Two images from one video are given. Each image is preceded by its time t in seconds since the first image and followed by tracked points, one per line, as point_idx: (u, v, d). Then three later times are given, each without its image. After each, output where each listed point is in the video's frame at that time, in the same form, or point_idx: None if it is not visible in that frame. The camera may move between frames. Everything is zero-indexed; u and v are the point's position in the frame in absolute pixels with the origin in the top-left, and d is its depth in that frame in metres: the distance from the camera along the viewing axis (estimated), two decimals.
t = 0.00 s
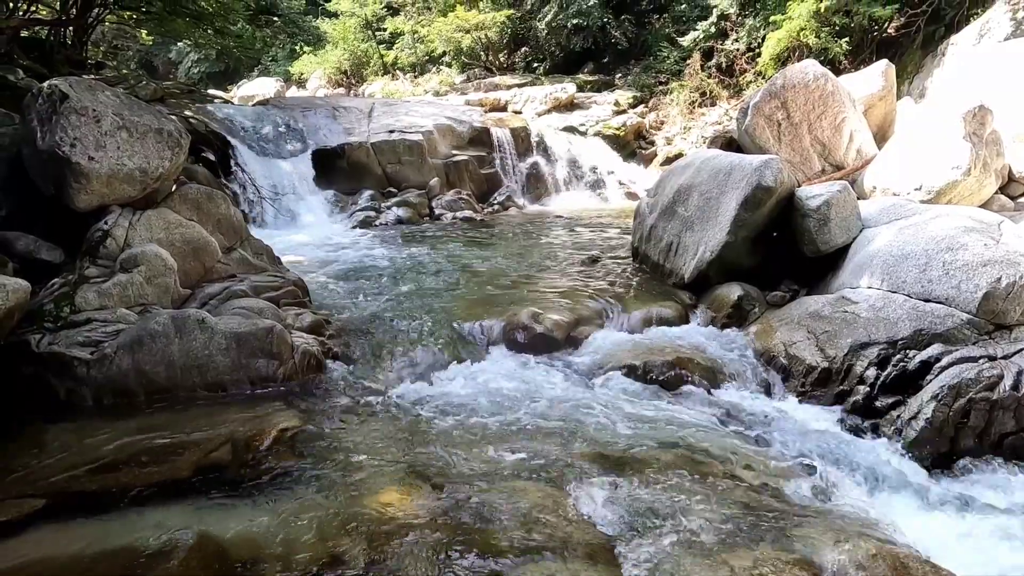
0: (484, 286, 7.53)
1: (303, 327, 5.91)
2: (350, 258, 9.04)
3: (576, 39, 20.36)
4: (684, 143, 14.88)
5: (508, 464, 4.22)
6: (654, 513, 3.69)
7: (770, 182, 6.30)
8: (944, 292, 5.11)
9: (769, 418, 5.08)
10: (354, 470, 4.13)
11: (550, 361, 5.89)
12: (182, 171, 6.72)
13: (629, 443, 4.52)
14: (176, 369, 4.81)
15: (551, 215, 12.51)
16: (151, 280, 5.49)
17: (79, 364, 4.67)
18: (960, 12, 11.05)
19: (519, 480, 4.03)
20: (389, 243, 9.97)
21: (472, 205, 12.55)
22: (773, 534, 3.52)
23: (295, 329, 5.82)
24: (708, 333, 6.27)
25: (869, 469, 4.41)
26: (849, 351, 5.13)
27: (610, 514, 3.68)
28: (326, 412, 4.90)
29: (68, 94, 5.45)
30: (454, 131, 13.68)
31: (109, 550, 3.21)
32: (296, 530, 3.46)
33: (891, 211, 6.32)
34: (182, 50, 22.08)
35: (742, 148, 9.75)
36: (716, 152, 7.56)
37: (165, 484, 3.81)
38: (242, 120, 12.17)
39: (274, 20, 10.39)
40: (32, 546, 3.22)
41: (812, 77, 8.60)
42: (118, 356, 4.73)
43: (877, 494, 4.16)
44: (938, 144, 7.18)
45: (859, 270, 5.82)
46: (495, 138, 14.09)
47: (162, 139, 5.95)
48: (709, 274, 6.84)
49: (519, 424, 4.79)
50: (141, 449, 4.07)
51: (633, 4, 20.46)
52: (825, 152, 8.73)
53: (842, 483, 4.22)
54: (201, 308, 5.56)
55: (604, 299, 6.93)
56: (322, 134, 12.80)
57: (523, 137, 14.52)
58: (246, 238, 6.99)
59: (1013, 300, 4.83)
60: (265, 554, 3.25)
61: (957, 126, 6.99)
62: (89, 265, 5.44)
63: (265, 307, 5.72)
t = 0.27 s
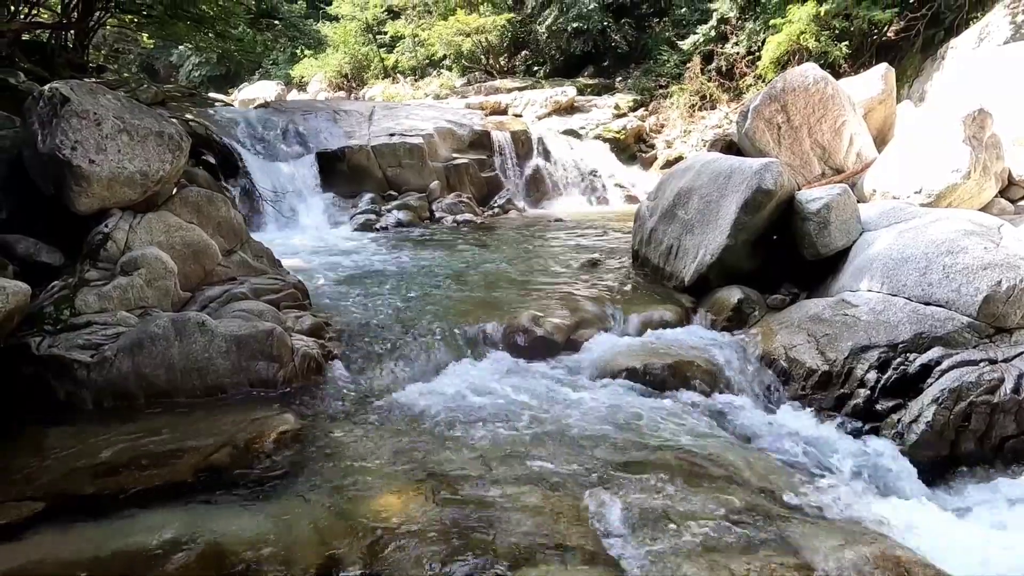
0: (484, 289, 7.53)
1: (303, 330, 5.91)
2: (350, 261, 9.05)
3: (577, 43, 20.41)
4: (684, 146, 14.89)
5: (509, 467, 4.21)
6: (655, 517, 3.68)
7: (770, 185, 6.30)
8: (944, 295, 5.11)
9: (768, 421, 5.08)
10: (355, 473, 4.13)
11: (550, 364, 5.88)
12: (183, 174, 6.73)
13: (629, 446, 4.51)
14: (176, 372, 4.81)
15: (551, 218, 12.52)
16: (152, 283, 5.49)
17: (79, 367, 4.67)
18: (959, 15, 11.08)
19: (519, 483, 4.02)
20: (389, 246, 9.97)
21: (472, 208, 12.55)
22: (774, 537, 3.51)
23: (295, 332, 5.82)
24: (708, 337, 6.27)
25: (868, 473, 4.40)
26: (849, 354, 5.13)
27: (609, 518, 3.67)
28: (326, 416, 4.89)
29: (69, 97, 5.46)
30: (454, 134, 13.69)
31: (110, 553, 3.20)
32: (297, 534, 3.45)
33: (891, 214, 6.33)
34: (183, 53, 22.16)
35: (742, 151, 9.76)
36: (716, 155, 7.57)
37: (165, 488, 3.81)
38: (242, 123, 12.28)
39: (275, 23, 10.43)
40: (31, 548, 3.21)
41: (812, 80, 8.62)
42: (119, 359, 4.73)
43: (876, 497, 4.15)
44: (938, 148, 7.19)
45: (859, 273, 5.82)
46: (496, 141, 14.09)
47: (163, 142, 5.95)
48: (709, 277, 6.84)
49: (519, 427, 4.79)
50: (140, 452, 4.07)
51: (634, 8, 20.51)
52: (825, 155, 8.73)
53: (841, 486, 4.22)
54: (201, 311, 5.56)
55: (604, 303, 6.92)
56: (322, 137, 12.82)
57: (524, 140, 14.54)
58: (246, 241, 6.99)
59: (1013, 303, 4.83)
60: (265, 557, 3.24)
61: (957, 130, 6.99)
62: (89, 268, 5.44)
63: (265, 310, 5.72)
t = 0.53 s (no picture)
0: (484, 291, 7.53)
1: (303, 333, 5.91)
2: (350, 263, 9.06)
3: (577, 46, 20.44)
4: (684, 149, 14.90)
5: (509, 470, 4.21)
6: (655, 519, 3.68)
7: (770, 188, 6.30)
8: (944, 297, 5.10)
9: (768, 424, 5.07)
10: (354, 475, 4.12)
11: (550, 366, 5.88)
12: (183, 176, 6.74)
13: (628, 448, 4.51)
14: (175, 375, 4.81)
15: (551, 220, 12.53)
16: (151, 285, 5.49)
17: (79, 369, 4.67)
18: (959, 18, 11.09)
19: (519, 485, 4.02)
20: (389, 249, 9.98)
21: (472, 210, 12.56)
22: (774, 540, 3.51)
23: (295, 334, 5.82)
24: (708, 339, 6.27)
25: (867, 476, 4.40)
26: (849, 357, 5.13)
27: (609, 522, 3.65)
28: (326, 418, 4.88)
29: (69, 100, 5.47)
30: (454, 137, 13.70)
31: (109, 555, 3.20)
32: (296, 537, 3.45)
33: (891, 217, 6.33)
34: (184, 56, 22.22)
35: (742, 154, 9.77)
36: (716, 157, 7.58)
37: (165, 490, 3.80)
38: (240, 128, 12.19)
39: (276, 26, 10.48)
40: (30, 552, 3.20)
41: (812, 83, 8.63)
42: (118, 361, 4.73)
43: (874, 499, 4.15)
44: (937, 151, 7.19)
45: (859, 276, 5.82)
46: (496, 144, 14.09)
47: (163, 145, 5.95)
48: (709, 280, 6.84)
49: (519, 429, 4.78)
50: (139, 455, 4.06)
51: (633, 11, 20.58)
52: (825, 157, 8.74)
53: (840, 489, 4.22)
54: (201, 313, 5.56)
55: (603, 305, 6.92)
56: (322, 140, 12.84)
57: (524, 143, 14.58)
58: (246, 243, 6.99)
59: (1013, 306, 4.81)
60: (264, 560, 3.24)
61: (957, 132, 7.00)
62: (89, 270, 5.44)
63: (265, 313, 5.72)
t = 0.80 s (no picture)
0: (485, 297, 7.54)
1: (304, 338, 5.91)
2: (351, 268, 9.07)
3: (578, 52, 20.50)
4: (685, 155, 14.92)
5: (510, 476, 4.19)
6: (657, 526, 3.66)
7: (771, 194, 6.30)
8: (946, 303, 5.10)
9: (770, 429, 5.05)
10: (355, 481, 4.11)
11: (551, 372, 5.86)
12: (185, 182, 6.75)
13: (630, 454, 4.49)
14: (176, 380, 4.80)
15: (552, 226, 12.55)
16: (153, 290, 5.50)
17: (80, 374, 4.67)
18: (960, 25, 11.11)
19: (520, 492, 4.00)
20: (391, 254, 9.99)
21: (473, 216, 12.58)
22: (776, 547, 3.49)
23: (296, 340, 5.82)
24: (709, 345, 6.26)
25: (869, 481, 4.38)
26: (851, 363, 5.13)
27: (609, 528, 3.64)
28: (326, 424, 4.87)
29: (72, 106, 5.48)
30: (455, 143, 13.72)
31: (108, 560, 3.19)
32: (297, 542, 3.44)
33: (892, 223, 6.34)
34: (186, 62, 22.32)
35: (743, 160, 9.78)
36: (717, 163, 7.58)
37: (165, 496, 3.80)
38: (243, 133, 12.27)
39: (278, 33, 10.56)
40: (29, 556, 3.20)
41: (813, 89, 8.65)
42: (119, 367, 4.73)
43: (876, 505, 4.13)
44: (938, 157, 7.20)
45: (861, 282, 5.81)
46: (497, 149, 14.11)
47: (165, 150, 5.96)
48: (710, 286, 6.84)
49: (520, 435, 4.77)
50: (139, 460, 4.05)
51: (635, 18, 20.66)
52: (826, 163, 8.74)
53: (842, 494, 4.21)
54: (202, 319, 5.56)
55: (604, 310, 6.92)
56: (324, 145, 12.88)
57: (525, 149, 14.62)
58: (247, 249, 6.99)
59: (1015, 312, 4.84)
60: (265, 566, 3.22)
61: (958, 138, 7.02)
62: (91, 275, 5.45)
63: (266, 318, 5.71)
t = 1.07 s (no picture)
0: (487, 303, 7.54)
1: (306, 344, 5.91)
2: (354, 274, 9.08)
3: (580, 60, 20.58)
4: (688, 161, 14.95)
5: (512, 483, 4.18)
6: (658, 535, 3.65)
7: (774, 201, 6.31)
8: (949, 311, 5.08)
9: (772, 436, 5.04)
10: (357, 487, 4.11)
11: (554, 379, 5.85)
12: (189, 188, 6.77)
13: (631, 462, 4.48)
14: (178, 386, 4.81)
15: (554, 233, 12.57)
16: (155, 296, 5.51)
17: (82, 380, 4.68)
18: (962, 32, 11.13)
19: (522, 499, 3.99)
20: (393, 260, 10.01)
21: (476, 223, 12.61)
22: (778, 556, 3.47)
23: (298, 346, 5.82)
24: (711, 352, 6.25)
25: (871, 488, 4.36)
26: (854, 370, 5.11)
27: (610, 536, 3.63)
28: (328, 430, 4.87)
29: (76, 112, 5.52)
30: (458, 149, 13.76)
31: (108, 567, 3.18)
32: (297, 549, 3.43)
33: (895, 230, 6.33)
34: (190, 69, 22.47)
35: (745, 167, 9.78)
36: (719, 170, 7.58)
37: (165, 502, 3.79)
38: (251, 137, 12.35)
39: (282, 40, 10.67)
40: (29, 563, 3.20)
41: (815, 96, 8.66)
42: (121, 373, 4.74)
43: (878, 514, 4.11)
44: (941, 164, 7.20)
45: (863, 289, 5.80)
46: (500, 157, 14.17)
47: (169, 157, 5.99)
48: (713, 293, 6.83)
49: (521, 442, 4.76)
50: (140, 466, 4.05)
51: (637, 25, 20.72)
52: (828, 170, 8.74)
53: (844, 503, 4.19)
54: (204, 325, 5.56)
55: (606, 317, 6.91)
56: (327, 152, 12.92)
57: (528, 156, 14.65)
58: (250, 255, 7.00)
59: (1019, 320, 4.80)
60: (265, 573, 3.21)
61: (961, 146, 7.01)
62: (94, 281, 5.46)
63: (268, 324, 5.72)
